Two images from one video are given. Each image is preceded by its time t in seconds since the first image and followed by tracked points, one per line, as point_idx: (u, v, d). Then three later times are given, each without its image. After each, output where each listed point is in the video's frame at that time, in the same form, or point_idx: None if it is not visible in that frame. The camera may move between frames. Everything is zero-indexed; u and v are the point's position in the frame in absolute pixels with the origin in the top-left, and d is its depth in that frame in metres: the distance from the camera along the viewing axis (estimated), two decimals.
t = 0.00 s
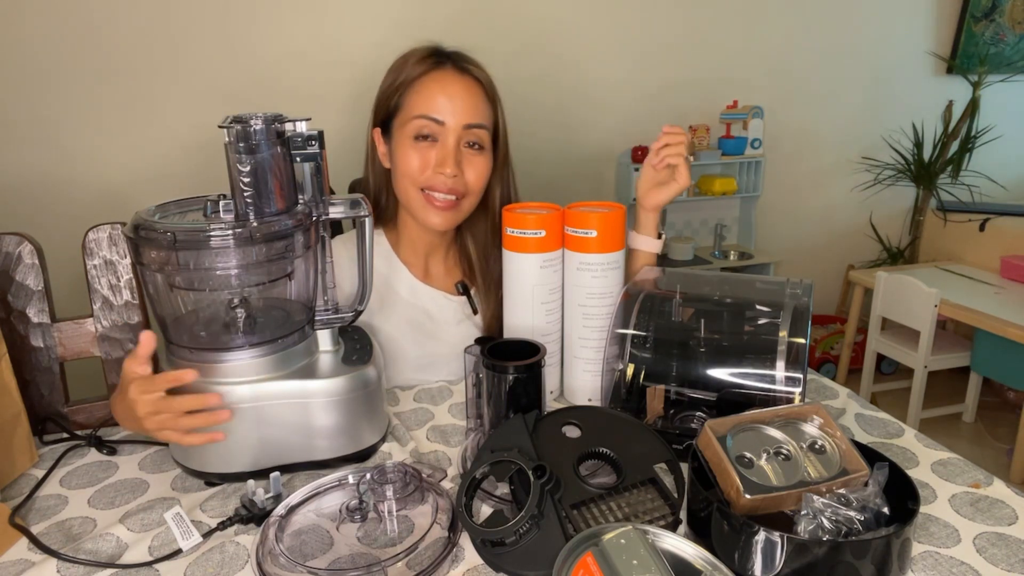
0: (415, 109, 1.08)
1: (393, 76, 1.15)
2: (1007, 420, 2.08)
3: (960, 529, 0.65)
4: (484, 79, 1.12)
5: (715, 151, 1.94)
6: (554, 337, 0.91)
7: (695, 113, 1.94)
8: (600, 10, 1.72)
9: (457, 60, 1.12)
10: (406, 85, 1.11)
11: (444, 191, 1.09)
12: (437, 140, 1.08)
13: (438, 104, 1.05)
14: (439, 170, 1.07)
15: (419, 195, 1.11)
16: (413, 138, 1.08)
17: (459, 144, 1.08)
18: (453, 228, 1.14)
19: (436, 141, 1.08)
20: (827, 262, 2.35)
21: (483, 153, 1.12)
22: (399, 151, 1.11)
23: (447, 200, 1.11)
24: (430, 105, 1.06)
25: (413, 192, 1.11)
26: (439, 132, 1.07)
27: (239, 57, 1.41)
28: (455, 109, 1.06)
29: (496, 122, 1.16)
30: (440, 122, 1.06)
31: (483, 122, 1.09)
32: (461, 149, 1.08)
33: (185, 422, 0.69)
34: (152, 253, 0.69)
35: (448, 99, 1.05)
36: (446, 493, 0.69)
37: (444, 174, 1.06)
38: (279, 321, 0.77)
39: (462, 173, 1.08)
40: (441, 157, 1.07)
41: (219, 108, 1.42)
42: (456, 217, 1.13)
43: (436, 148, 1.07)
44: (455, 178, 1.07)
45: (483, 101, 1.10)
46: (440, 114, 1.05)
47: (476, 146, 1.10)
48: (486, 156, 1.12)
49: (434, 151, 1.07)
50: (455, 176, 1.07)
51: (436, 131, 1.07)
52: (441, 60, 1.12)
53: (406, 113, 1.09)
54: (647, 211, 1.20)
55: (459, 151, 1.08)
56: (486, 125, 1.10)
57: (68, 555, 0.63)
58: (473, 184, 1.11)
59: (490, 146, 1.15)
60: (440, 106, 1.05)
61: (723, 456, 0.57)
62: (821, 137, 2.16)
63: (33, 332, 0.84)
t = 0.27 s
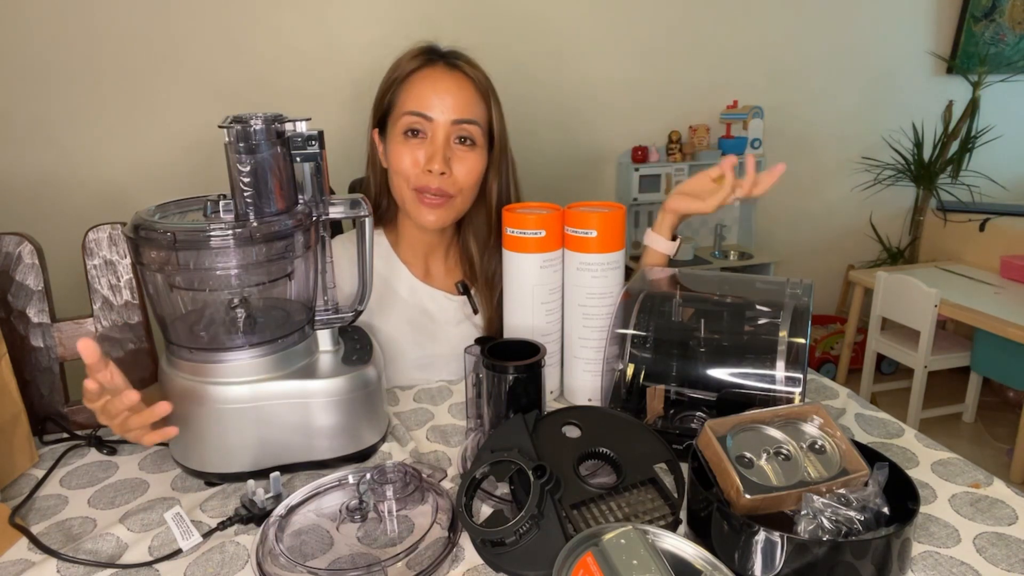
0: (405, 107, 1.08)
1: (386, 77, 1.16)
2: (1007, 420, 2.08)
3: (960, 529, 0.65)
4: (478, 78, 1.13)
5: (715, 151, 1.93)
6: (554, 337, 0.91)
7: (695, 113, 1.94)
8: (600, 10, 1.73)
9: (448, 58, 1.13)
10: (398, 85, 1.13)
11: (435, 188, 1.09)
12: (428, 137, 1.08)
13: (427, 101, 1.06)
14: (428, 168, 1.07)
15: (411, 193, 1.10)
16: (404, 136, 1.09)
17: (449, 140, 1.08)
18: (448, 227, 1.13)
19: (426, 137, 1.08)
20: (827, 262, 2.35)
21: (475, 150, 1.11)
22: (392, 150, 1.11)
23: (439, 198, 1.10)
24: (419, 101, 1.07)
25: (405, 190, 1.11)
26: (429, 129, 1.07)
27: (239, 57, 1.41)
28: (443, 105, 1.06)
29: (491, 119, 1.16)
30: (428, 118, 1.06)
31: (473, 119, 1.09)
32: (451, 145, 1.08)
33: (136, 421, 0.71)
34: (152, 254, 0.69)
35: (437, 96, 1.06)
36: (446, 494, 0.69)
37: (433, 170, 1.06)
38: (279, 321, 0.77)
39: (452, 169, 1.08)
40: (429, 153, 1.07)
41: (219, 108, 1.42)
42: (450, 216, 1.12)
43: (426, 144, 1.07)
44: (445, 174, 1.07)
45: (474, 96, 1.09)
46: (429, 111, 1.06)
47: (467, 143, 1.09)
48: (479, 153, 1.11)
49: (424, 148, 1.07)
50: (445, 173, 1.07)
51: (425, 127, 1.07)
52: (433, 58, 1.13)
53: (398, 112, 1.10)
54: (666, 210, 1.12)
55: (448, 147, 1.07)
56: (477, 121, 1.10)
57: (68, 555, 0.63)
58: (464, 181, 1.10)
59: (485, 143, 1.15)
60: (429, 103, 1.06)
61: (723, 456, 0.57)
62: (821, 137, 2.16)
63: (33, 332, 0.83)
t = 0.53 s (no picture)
0: (405, 106, 1.08)
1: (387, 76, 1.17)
2: (1007, 420, 2.08)
3: (960, 529, 0.65)
4: (478, 78, 1.12)
5: (715, 151, 1.92)
6: (554, 337, 0.91)
7: (695, 113, 1.94)
8: (601, 10, 1.73)
9: (449, 57, 1.13)
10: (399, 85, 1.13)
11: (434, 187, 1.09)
12: (427, 136, 1.08)
13: (426, 100, 1.06)
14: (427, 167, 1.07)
15: (410, 193, 1.10)
16: (403, 136, 1.09)
17: (448, 139, 1.08)
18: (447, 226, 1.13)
19: (425, 136, 1.08)
20: (827, 262, 2.35)
21: (475, 149, 1.11)
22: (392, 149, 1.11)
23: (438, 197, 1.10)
24: (418, 101, 1.07)
25: (404, 189, 1.11)
26: (428, 127, 1.07)
27: (239, 57, 1.41)
28: (443, 105, 1.06)
29: (491, 119, 1.16)
30: (427, 117, 1.06)
31: (473, 118, 1.09)
32: (450, 145, 1.08)
33: (144, 417, 0.70)
34: (152, 254, 0.69)
35: (436, 96, 1.06)
36: (446, 494, 0.69)
37: (431, 169, 1.06)
38: (279, 321, 0.77)
39: (450, 168, 1.08)
40: (428, 152, 1.07)
41: (219, 108, 1.42)
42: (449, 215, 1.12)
43: (424, 143, 1.07)
44: (443, 173, 1.07)
45: (474, 96, 1.09)
46: (428, 110, 1.06)
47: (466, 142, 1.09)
48: (478, 152, 1.11)
49: (422, 146, 1.07)
50: (443, 172, 1.07)
51: (424, 127, 1.07)
52: (433, 58, 1.13)
53: (398, 112, 1.10)
54: (667, 210, 1.12)
55: (447, 146, 1.07)
56: (477, 120, 1.10)
57: (68, 555, 0.63)
58: (463, 180, 1.10)
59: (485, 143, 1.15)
60: (428, 102, 1.06)
61: (723, 455, 0.57)
62: (821, 137, 2.16)
63: (33, 332, 0.83)
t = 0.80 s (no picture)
0: (404, 107, 1.08)
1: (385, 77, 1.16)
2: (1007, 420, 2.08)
3: (960, 529, 0.65)
4: (477, 77, 1.12)
5: (715, 151, 1.92)
6: (554, 337, 0.91)
7: (695, 113, 1.94)
8: (601, 10, 1.72)
9: (447, 57, 1.13)
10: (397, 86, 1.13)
11: (434, 187, 1.09)
12: (426, 136, 1.08)
13: (424, 100, 1.06)
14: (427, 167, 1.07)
15: (410, 193, 1.10)
16: (402, 136, 1.09)
17: (447, 139, 1.08)
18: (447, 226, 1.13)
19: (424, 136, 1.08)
20: (827, 262, 2.35)
21: (474, 150, 1.11)
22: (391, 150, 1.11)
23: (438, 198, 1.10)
24: (417, 101, 1.07)
25: (404, 190, 1.11)
26: (427, 127, 1.07)
27: (239, 57, 1.41)
28: (442, 105, 1.06)
29: (490, 118, 1.16)
30: (426, 117, 1.06)
31: (472, 118, 1.09)
32: (449, 144, 1.08)
33: (147, 414, 0.69)
34: (152, 254, 0.69)
35: (434, 96, 1.06)
36: (446, 494, 0.69)
37: (431, 169, 1.06)
38: (279, 320, 0.77)
39: (450, 168, 1.08)
40: (427, 152, 1.07)
41: (219, 108, 1.42)
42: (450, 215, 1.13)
43: (423, 143, 1.07)
44: (443, 173, 1.07)
45: (473, 95, 1.09)
46: (427, 110, 1.06)
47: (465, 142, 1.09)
48: (478, 152, 1.12)
49: (421, 146, 1.07)
50: (443, 171, 1.07)
51: (423, 127, 1.07)
52: (432, 57, 1.13)
53: (397, 112, 1.10)
54: (665, 209, 1.12)
55: (446, 146, 1.08)
56: (476, 120, 1.10)
57: (68, 555, 0.63)
58: (463, 179, 1.10)
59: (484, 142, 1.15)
60: (427, 102, 1.06)
61: (723, 455, 0.57)
62: (820, 137, 2.16)
63: (33, 332, 0.83)
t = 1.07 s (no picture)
0: (416, 113, 1.07)
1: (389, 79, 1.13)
2: (1007, 420, 2.08)
3: (960, 529, 0.65)
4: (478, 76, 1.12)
5: (715, 151, 1.93)
6: (554, 337, 0.91)
7: (695, 113, 1.94)
8: (600, 10, 1.72)
9: (454, 59, 1.11)
10: (404, 89, 1.10)
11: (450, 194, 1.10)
12: (442, 143, 1.08)
13: (435, 105, 1.05)
14: (444, 174, 1.07)
15: (425, 200, 1.10)
16: (416, 143, 1.08)
17: (463, 146, 1.08)
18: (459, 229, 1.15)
19: (439, 143, 1.07)
20: (826, 262, 2.35)
21: (485, 151, 1.12)
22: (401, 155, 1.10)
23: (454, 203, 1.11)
24: (432, 108, 1.06)
25: (418, 196, 1.10)
26: (442, 135, 1.07)
27: (240, 57, 1.41)
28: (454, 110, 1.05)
29: (496, 120, 1.16)
30: (442, 125, 1.06)
31: (483, 120, 1.09)
32: (465, 151, 1.09)
33: (149, 415, 0.69)
34: (152, 254, 0.69)
35: (444, 100, 1.05)
36: (446, 493, 0.69)
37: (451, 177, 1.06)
38: (279, 321, 0.77)
39: (467, 174, 1.09)
40: (445, 160, 1.07)
41: (219, 108, 1.42)
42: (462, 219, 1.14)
43: (440, 151, 1.07)
44: (461, 180, 1.08)
45: (484, 99, 1.10)
46: (439, 116, 1.05)
47: (478, 145, 1.10)
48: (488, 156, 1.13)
49: (439, 154, 1.07)
50: (461, 178, 1.08)
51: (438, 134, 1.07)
52: (438, 60, 1.11)
53: (407, 117, 1.08)
54: (665, 213, 1.11)
55: (463, 152, 1.08)
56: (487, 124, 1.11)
57: (68, 555, 0.63)
58: (478, 185, 1.11)
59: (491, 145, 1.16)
60: (437, 107, 1.05)
61: (723, 456, 0.57)
62: (821, 137, 2.16)
63: (33, 332, 0.83)
